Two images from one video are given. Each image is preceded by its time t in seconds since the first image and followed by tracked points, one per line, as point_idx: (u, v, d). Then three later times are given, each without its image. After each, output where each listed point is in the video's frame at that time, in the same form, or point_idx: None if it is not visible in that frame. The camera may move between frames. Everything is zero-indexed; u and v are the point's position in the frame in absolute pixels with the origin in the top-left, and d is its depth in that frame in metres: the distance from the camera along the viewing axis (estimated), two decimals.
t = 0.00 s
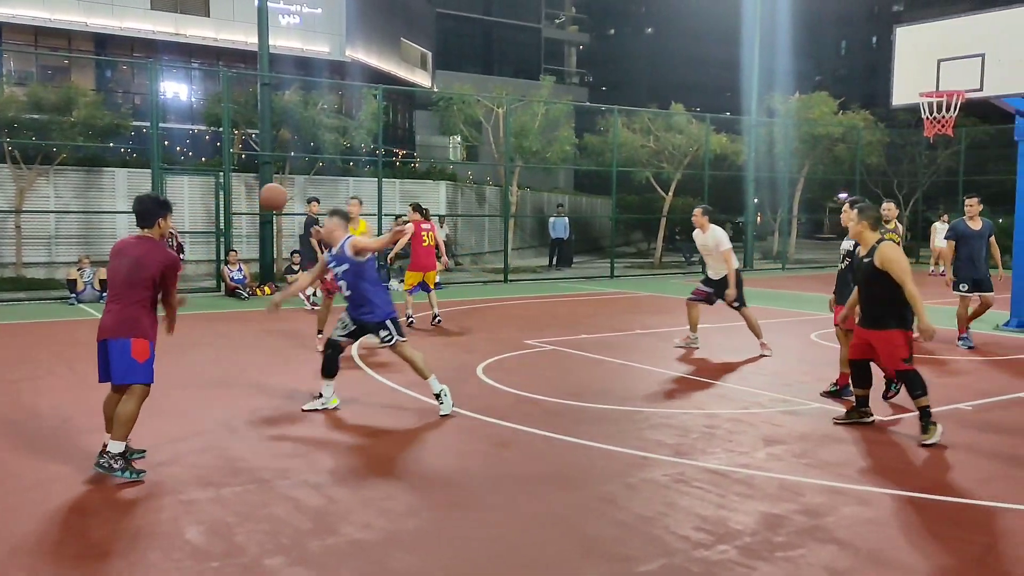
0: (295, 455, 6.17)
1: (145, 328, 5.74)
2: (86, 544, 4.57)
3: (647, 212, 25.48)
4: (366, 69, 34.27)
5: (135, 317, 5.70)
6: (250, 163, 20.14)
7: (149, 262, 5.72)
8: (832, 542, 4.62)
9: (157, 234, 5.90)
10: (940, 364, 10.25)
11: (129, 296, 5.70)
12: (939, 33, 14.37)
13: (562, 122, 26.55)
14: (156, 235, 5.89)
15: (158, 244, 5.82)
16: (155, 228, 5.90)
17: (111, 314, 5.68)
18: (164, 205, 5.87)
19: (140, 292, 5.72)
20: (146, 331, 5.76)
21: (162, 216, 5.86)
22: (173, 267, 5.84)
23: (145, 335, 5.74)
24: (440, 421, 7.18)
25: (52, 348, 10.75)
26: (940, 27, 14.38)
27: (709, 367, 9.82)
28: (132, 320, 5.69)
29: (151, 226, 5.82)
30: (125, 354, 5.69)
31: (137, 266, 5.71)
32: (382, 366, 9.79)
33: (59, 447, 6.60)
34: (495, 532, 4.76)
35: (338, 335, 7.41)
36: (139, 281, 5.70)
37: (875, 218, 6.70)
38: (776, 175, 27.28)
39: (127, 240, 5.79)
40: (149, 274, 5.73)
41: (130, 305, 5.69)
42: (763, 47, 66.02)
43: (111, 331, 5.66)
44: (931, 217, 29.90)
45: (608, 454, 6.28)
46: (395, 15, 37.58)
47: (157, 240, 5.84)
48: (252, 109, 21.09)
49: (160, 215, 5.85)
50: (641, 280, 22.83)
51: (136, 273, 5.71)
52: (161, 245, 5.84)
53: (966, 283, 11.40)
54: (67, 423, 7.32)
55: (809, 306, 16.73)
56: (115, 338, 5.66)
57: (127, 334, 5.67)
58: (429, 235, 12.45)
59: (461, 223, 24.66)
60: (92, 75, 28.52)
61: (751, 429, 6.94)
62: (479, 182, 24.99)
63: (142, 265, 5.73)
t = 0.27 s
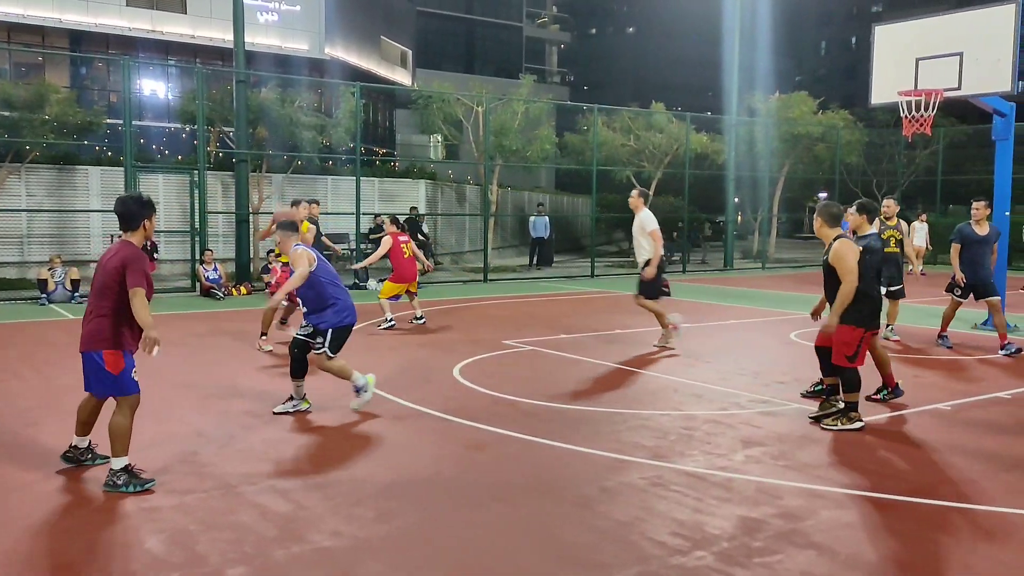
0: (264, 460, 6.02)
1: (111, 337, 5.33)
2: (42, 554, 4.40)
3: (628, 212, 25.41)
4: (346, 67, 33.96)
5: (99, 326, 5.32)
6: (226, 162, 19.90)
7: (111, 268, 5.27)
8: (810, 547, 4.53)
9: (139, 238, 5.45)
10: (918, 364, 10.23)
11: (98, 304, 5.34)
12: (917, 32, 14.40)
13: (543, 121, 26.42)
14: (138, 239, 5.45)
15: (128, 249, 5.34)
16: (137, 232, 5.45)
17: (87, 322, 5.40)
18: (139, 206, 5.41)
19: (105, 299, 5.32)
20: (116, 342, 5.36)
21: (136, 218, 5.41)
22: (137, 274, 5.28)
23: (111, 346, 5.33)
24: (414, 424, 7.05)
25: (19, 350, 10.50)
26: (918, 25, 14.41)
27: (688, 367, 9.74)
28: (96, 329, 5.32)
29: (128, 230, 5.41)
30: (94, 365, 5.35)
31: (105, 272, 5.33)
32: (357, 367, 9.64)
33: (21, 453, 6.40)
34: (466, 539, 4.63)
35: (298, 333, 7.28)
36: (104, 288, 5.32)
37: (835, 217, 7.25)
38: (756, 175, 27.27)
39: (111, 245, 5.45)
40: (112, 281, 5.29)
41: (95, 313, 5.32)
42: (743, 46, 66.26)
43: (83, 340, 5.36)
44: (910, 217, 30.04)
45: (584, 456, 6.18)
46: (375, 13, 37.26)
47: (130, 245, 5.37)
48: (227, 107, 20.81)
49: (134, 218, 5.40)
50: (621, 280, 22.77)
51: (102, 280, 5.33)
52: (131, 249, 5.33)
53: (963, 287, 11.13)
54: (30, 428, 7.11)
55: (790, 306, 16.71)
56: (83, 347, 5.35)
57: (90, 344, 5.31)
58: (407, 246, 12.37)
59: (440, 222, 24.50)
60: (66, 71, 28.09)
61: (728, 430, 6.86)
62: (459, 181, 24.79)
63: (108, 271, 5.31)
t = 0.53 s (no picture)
0: (241, 468, 5.86)
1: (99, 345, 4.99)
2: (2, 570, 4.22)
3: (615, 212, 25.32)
4: (332, 66, 33.72)
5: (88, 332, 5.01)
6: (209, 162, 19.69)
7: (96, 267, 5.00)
8: (799, 558, 4.40)
9: (130, 234, 5.19)
10: (906, 366, 10.14)
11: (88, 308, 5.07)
12: (904, 32, 14.34)
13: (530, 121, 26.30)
14: (129, 236, 5.19)
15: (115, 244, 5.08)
16: (129, 228, 5.19)
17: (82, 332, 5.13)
18: (126, 199, 5.17)
19: (94, 302, 5.03)
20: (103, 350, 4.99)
21: (122, 212, 5.17)
22: (122, 268, 4.98)
23: (101, 352, 4.99)
24: (395, 430, 6.90)
25: None
26: (905, 25, 14.35)
27: (675, 370, 9.61)
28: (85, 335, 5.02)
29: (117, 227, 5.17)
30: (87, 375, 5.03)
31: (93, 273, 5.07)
32: (339, 370, 9.46)
33: None
34: (445, 551, 4.49)
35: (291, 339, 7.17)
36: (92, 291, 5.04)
37: (817, 221, 7.12)
38: (743, 175, 27.26)
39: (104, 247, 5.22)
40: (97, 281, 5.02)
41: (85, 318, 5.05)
42: (730, 47, 66.36)
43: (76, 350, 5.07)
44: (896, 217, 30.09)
45: (569, 463, 6.04)
46: (361, 12, 37.02)
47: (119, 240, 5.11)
48: (210, 106, 20.59)
49: (121, 211, 5.16)
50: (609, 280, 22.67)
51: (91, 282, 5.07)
52: (117, 244, 5.07)
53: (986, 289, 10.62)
54: None
55: (777, 307, 16.64)
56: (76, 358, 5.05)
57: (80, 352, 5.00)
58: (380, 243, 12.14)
59: (427, 223, 24.32)
60: (47, 70, 27.71)
61: (716, 435, 6.74)
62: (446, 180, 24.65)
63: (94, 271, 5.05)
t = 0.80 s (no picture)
0: (219, 475, 5.72)
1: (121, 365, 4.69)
2: None
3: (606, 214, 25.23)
4: (322, 67, 33.55)
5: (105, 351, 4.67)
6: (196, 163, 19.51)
7: (110, 283, 4.59)
8: (791, 569, 4.30)
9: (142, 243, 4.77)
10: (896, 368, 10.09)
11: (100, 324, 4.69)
12: (895, 32, 14.27)
13: (520, 122, 26.19)
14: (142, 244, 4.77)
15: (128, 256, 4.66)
16: (142, 236, 4.78)
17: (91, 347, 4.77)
18: (138, 204, 4.74)
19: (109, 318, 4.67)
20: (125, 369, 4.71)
21: (136, 221, 4.74)
22: (143, 286, 4.60)
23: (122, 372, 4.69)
24: (380, 435, 6.77)
25: None
26: (896, 25, 14.28)
27: (665, 373, 9.51)
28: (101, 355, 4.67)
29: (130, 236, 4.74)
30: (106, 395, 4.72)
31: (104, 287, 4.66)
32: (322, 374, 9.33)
33: None
34: (426, 563, 4.37)
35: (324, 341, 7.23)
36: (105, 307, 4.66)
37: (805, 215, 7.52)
38: (734, 176, 27.21)
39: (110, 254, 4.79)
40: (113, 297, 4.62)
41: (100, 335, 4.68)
42: (721, 48, 66.44)
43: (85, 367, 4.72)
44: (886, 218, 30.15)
45: (557, 471, 5.92)
46: (351, 13, 36.86)
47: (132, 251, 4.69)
48: (197, 106, 20.40)
49: (134, 220, 4.74)
50: (600, 282, 22.60)
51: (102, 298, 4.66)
52: (132, 256, 4.65)
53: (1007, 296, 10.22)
54: None
55: (768, 309, 16.59)
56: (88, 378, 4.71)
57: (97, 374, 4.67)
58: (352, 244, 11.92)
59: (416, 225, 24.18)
60: (34, 71, 27.45)
61: (705, 440, 6.64)
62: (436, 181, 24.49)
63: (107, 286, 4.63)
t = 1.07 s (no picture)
0: (202, 479, 5.61)
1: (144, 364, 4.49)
2: None
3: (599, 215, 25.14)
4: (314, 68, 33.40)
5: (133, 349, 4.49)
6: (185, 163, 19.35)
7: (138, 277, 4.44)
8: None
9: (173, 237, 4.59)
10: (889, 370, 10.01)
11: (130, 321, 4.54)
12: (887, 32, 14.21)
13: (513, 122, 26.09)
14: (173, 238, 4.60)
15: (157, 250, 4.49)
16: (174, 232, 4.61)
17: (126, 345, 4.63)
18: (170, 197, 4.57)
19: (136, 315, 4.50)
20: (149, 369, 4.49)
21: (167, 215, 4.56)
22: (166, 281, 4.39)
23: (147, 373, 4.48)
24: (366, 439, 6.66)
25: None
26: (889, 25, 14.22)
27: (657, 375, 9.42)
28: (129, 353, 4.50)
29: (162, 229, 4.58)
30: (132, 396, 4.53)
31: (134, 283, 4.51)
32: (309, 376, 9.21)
33: None
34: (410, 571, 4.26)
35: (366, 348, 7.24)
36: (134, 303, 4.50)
37: (798, 219, 7.57)
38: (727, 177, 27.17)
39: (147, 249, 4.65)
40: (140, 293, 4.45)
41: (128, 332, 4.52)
42: (714, 49, 66.46)
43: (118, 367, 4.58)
44: (879, 219, 30.10)
45: (544, 475, 5.82)
46: (343, 13, 36.70)
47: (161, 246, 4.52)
48: (186, 106, 20.24)
49: (165, 214, 4.56)
50: (592, 284, 22.51)
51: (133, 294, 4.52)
52: (161, 250, 4.48)
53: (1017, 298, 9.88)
54: None
55: (761, 310, 16.52)
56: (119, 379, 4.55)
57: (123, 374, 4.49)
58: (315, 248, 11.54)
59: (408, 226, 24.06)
60: (24, 71, 27.25)
61: (697, 443, 6.54)
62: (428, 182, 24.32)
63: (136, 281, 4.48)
